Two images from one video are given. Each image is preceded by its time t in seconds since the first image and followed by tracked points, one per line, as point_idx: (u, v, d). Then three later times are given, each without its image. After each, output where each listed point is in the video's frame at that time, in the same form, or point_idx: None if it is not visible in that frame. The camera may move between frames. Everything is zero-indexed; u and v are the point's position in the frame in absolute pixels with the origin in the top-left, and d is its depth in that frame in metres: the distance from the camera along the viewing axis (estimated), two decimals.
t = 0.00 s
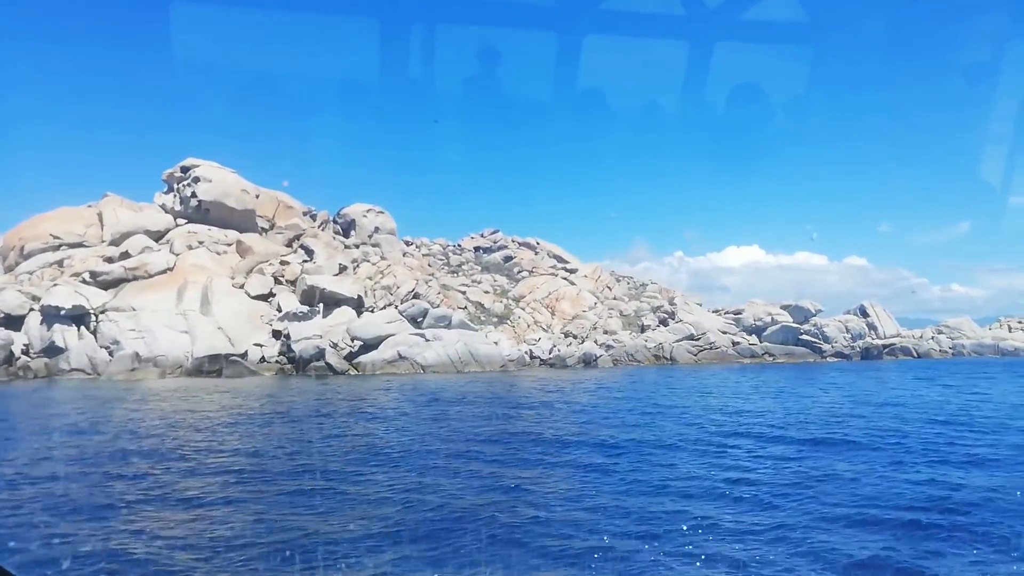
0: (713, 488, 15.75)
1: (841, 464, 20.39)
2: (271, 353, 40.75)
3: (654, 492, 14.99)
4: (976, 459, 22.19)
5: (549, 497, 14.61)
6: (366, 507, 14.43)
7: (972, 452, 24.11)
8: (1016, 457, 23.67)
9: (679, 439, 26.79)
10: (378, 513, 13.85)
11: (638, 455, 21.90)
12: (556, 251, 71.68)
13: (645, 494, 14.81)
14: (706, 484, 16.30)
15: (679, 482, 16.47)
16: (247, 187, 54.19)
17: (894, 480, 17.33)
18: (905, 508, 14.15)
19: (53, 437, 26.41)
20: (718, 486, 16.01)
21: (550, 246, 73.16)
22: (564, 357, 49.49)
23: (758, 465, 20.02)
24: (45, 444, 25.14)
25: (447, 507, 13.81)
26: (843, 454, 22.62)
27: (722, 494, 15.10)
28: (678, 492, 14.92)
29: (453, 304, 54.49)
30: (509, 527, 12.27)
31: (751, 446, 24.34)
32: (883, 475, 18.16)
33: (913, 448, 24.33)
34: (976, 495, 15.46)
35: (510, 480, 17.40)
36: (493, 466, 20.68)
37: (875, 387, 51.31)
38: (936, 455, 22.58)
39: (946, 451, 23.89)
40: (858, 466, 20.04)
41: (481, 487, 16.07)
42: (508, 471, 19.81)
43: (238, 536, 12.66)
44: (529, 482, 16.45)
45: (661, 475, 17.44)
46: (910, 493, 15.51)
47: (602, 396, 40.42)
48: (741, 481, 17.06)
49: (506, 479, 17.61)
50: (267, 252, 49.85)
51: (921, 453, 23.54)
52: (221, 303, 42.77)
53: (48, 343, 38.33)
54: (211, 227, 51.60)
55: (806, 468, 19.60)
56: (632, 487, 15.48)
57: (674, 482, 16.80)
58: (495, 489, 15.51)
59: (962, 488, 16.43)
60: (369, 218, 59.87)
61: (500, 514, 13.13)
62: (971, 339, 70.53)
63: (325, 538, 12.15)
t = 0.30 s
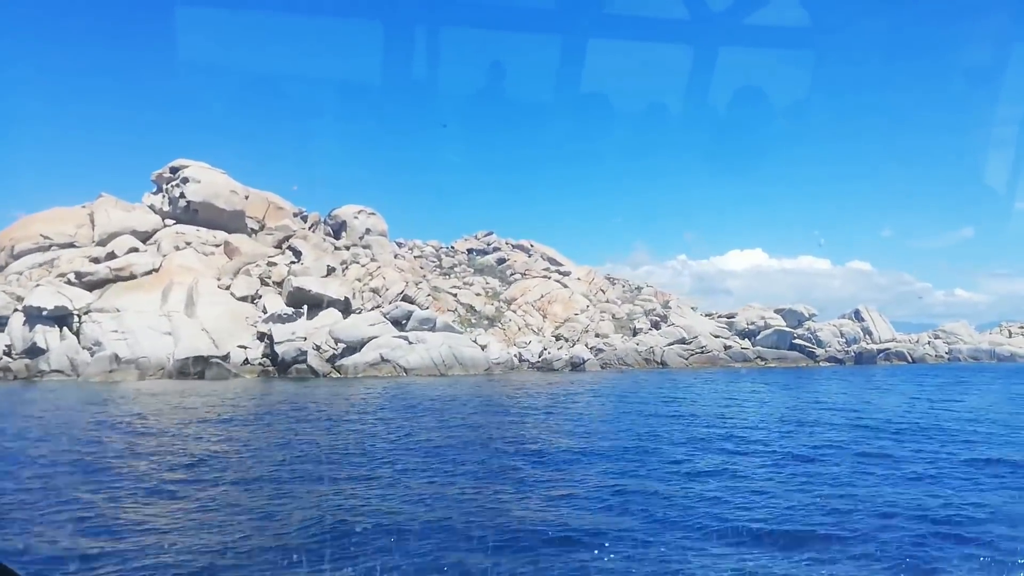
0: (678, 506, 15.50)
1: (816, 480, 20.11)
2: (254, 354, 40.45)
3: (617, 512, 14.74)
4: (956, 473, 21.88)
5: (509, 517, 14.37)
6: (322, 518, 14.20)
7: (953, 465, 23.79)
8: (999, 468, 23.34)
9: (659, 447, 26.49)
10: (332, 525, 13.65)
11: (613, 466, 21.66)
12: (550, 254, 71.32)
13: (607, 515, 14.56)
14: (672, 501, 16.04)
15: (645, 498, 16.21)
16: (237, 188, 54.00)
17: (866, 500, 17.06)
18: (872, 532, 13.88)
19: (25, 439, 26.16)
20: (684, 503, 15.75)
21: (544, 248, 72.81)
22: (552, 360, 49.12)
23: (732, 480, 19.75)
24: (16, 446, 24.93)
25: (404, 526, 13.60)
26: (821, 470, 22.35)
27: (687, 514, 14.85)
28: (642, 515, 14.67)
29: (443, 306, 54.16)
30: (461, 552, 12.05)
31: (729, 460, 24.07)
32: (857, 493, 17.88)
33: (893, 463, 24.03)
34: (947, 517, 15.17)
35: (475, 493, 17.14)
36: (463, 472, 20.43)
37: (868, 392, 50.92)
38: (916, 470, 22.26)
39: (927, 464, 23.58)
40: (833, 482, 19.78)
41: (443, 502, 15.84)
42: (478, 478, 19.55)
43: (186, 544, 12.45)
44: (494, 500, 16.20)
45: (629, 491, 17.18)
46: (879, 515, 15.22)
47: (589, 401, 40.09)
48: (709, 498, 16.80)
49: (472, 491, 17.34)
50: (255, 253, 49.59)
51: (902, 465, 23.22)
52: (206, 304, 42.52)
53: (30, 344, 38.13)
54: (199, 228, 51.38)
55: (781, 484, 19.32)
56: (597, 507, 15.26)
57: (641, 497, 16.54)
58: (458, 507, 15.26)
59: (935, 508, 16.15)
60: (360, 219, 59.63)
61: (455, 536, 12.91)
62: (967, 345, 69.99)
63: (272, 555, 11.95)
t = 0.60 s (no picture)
0: (636, 502, 15.16)
1: (785, 474, 19.79)
2: (233, 355, 40.10)
3: (571, 511, 14.40)
4: (930, 469, 21.57)
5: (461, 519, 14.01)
6: (268, 520, 13.85)
7: (928, 459, 23.49)
8: (974, 464, 23.05)
9: (633, 446, 26.20)
10: (276, 527, 13.27)
11: (580, 467, 21.37)
12: (538, 253, 70.96)
13: (561, 516, 14.21)
14: (631, 499, 15.70)
15: (604, 498, 15.88)
16: (220, 187, 53.64)
17: (831, 489, 16.74)
18: (832, 523, 13.54)
19: None
20: (643, 500, 15.41)
21: (533, 248, 72.48)
22: (537, 360, 48.81)
23: (699, 474, 19.44)
24: None
25: (348, 528, 13.23)
26: (792, 463, 22.04)
27: (643, 508, 14.52)
28: (597, 511, 14.32)
29: (428, 306, 53.81)
30: (404, 549, 11.72)
31: (702, 457, 23.78)
32: (823, 485, 17.59)
33: (868, 457, 23.74)
34: (910, 508, 14.84)
35: (433, 496, 16.82)
36: (427, 475, 20.11)
37: (854, 392, 50.64)
38: (889, 463, 21.96)
39: (902, 458, 23.29)
40: (802, 475, 19.48)
41: (397, 504, 15.50)
42: (440, 480, 19.23)
43: (125, 547, 12.14)
44: (450, 502, 15.86)
45: (589, 492, 16.85)
46: (841, 506, 14.88)
47: (570, 401, 39.78)
48: (671, 492, 16.48)
49: (430, 494, 17.00)
50: (238, 252, 49.25)
51: (875, 461, 22.93)
52: (185, 304, 42.16)
53: (5, 344, 37.69)
54: (182, 228, 51.06)
55: (748, 478, 19.02)
56: (552, 510, 14.91)
57: (599, 496, 16.22)
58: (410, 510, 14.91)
59: (901, 501, 15.82)
60: (346, 219, 59.28)
61: (399, 538, 12.54)
62: (957, 344, 69.80)
63: (206, 558, 11.58)
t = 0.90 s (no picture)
0: (591, 511, 14.77)
1: (754, 480, 19.39)
2: (214, 359, 39.85)
3: (522, 520, 14.02)
4: (906, 475, 21.18)
5: (408, 526, 13.64)
6: (208, 529, 13.48)
7: (905, 466, 23.12)
8: (951, 471, 22.67)
9: (609, 450, 25.82)
10: (212, 537, 12.89)
11: (549, 472, 21.01)
12: (530, 257, 70.57)
13: (510, 524, 13.84)
14: (587, 507, 15.32)
15: (560, 506, 15.50)
16: (207, 190, 53.40)
17: (796, 499, 16.33)
18: (788, 535, 13.12)
19: None
20: (598, 509, 15.02)
21: (525, 251, 72.17)
22: (524, 365, 48.54)
23: (667, 481, 19.05)
24: None
25: (288, 537, 12.86)
26: (765, 470, 21.64)
27: (597, 518, 14.13)
28: (549, 520, 13.94)
29: (416, 310, 53.40)
30: (341, 559, 11.49)
31: (675, 460, 23.40)
32: (790, 494, 17.19)
33: (843, 463, 23.37)
34: (868, 516, 14.71)
35: (389, 502, 16.44)
36: (391, 481, 19.76)
37: (844, 396, 50.23)
38: (864, 471, 21.58)
39: (878, 466, 22.90)
40: (771, 482, 19.10)
41: (348, 509, 15.14)
42: (403, 487, 18.88)
43: (68, 552, 12.01)
44: (403, 507, 15.49)
45: (548, 499, 16.47)
46: (802, 517, 14.47)
47: (554, 405, 39.40)
48: (631, 504, 16.17)
49: (385, 500, 16.65)
50: (223, 255, 49.02)
51: (850, 467, 22.56)
52: (168, 307, 41.83)
53: None
54: (168, 230, 50.72)
55: (715, 483, 18.63)
56: (503, 516, 14.55)
57: (556, 504, 15.84)
58: (359, 515, 14.55)
59: (864, 509, 15.42)
60: (335, 222, 58.89)
61: (338, 546, 12.18)
62: (951, 349, 69.46)
63: (133, 571, 11.21)
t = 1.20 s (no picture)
0: (549, 518, 14.46)
1: (724, 481, 19.10)
2: (193, 361, 39.67)
3: (474, 527, 13.76)
4: (878, 475, 20.90)
5: (361, 532, 13.40)
6: (152, 539, 13.17)
7: (880, 466, 22.84)
8: (926, 470, 22.38)
9: (583, 450, 25.51)
10: (155, 546, 12.61)
11: (517, 474, 20.72)
12: (519, 256, 70.18)
13: (463, 530, 13.55)
14: (547, 513, 15.02)
15: (519, 511, 15.21)
16: (190, 191, 53.05)
17: (761, 503, 16.08)
18: (743, 543, 12.83)
19: None
20: (556, 515, 14.76)
21: (515, 251, 71.79)
22: (510, 365, 48.18)
23: (634, 482, 18.75)
24: None
25: (232, 546, 12.57)
26: (736, 470, 21.36)
27: (552, 526, 13.86)
28: (502, 528, 13.67)
29: (402, 310, 53.00)
30: (282, 565, 11.26)
31: (648, 460, 23.12)
32: (756, 497, 16.89)
33: (817, 463, 23.10)
34: (830, 522, 14.49)
35: (347, 506, 16.13)
36: (356, 484, 19.47)
37: (832, 395, 49.94)
38: (837, 473, 21.29)
39: (852, 467, 22.63)
40: (739, 483, 18.81)
41: (302, 515, 14.87)
42: (366, 491, 18.57)
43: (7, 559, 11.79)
44: (360, 512, 15.22)
45: (509, 503, 16.16)
46: (762, 523, 14.18)
47: (536, 405, 39.09)
48: (593, 506, 15.96)
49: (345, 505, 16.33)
50: (206, 257, 48.80)
51: (825, 467, 22.32)
52: (148, 309, 41.57)
53: None
54: (152, 232, 50.31)
55: (682, 484, 18.32)
56: (459, 521, 14.26)
57: (516, 508, 15.54)
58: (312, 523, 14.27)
59: (828, 514, 15.14)
60: (320, 222, 58.56)
61: (282, 552, 11.96)
62: (943, 347, 69.20)
63: None
